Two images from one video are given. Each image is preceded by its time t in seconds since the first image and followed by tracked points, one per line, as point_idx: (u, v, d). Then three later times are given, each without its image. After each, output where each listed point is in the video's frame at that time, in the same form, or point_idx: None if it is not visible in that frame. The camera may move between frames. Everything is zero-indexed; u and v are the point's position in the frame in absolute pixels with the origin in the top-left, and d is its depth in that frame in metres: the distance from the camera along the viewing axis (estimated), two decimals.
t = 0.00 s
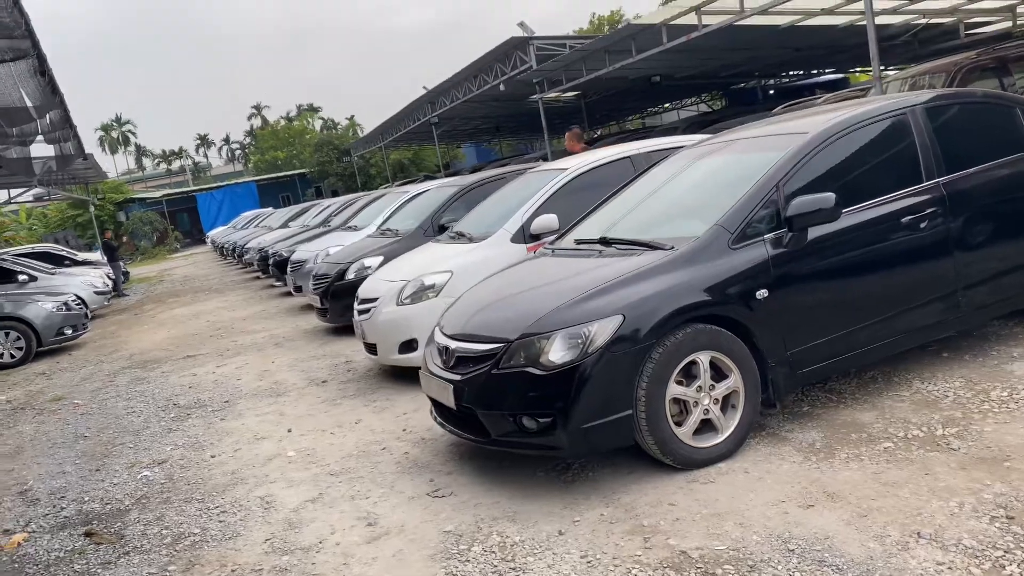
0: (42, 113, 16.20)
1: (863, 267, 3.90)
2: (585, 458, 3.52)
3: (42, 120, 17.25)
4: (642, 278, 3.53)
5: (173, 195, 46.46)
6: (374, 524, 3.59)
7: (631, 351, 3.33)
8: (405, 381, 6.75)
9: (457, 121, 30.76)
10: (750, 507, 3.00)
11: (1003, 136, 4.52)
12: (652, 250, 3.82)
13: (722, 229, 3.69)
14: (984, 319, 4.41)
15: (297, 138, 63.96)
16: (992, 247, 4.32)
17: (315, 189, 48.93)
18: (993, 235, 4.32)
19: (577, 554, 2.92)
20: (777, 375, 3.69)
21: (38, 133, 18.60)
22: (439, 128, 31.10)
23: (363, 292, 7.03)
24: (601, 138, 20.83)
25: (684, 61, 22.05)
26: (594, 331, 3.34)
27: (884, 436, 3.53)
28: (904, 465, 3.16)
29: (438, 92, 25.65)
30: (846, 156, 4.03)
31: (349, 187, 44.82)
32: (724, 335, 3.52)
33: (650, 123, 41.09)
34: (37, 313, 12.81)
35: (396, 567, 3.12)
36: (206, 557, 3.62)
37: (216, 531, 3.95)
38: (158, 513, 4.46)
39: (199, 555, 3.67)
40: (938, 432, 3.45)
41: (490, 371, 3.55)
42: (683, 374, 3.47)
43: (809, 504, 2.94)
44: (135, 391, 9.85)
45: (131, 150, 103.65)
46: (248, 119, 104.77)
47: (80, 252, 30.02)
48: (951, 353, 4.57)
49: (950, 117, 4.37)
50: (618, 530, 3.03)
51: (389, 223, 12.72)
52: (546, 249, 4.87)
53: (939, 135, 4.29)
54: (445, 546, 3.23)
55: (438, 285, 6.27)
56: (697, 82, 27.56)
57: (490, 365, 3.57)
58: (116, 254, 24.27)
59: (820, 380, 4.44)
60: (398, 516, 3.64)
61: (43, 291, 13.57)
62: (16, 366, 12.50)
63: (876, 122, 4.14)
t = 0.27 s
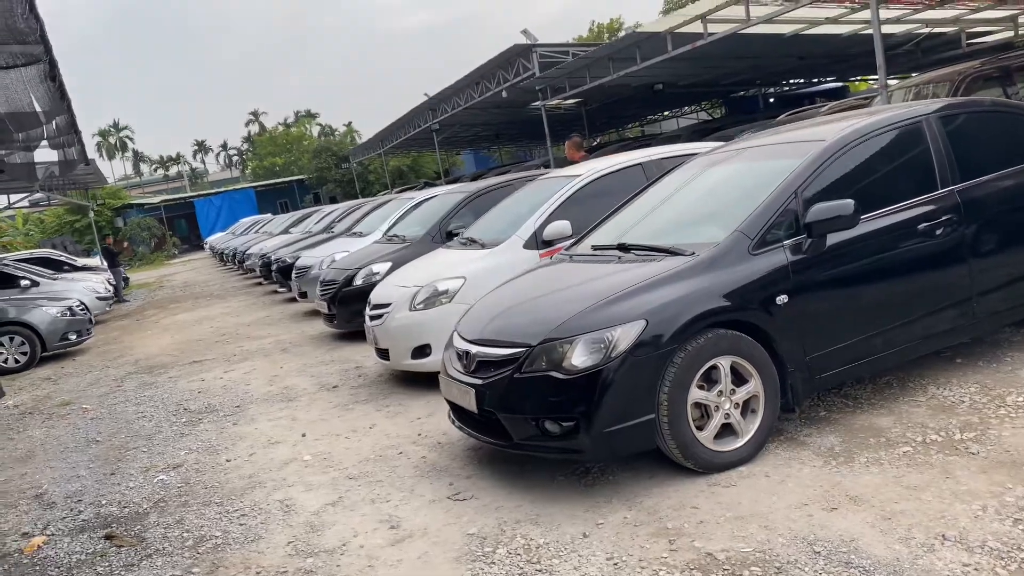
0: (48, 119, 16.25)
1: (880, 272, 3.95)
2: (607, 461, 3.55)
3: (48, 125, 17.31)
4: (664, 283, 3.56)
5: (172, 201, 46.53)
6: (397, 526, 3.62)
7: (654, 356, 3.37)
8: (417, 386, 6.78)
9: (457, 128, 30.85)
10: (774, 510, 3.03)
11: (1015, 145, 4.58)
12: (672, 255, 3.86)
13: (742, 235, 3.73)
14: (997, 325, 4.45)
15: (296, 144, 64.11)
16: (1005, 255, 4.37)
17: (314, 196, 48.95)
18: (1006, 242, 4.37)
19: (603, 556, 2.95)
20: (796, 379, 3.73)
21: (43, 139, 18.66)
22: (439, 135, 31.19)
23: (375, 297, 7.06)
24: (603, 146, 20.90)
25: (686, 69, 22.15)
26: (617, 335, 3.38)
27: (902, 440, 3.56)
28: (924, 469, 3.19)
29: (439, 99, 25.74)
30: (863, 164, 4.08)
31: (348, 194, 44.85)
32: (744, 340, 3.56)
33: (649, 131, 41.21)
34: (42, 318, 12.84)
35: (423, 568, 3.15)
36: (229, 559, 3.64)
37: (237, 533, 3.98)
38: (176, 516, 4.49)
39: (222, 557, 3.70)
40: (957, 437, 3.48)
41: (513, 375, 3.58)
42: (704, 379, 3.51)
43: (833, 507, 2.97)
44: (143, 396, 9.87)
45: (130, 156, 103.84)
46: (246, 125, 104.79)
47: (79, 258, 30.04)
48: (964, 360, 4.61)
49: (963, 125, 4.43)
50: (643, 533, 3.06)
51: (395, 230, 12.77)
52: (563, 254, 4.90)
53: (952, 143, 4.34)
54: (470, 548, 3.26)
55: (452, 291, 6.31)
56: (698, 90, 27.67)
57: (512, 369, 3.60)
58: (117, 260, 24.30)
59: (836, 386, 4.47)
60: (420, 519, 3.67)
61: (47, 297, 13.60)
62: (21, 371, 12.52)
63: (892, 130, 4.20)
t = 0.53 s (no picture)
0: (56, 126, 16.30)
1: (894, 278, 3.98)
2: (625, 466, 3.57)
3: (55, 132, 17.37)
4: (682, 288, 3.59)
5: (173, 208, 46.62)
6: (416, 530, 3.64)
7: (672, 361, 3.40)
8: (428, 392, 6.81)
9: (458, 135, 30.94)
10: (794, 513, 3.05)
11: None
12: (688, 261, 3.89)
13: (759, 241, 3.76)
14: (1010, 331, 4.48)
15: (297, 151, 64.27)
16: (1017, 261, 4.40)
17: (314, 203, 49.05)
18: (1018, 249, 4.40)
19: (624, 559, 2.98)
20: (812, 384, 3.75)
21: (50, 145, 18.73)
22: (441, 142, 31.27)
23: (385, 302, 7.09)
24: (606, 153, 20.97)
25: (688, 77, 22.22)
26: (636, 340, 3.40)
27: (919, 445, 3.58)
28: (942, 473, 3.21)
29: (442, 106, 25.83)
30: (876, 170, 4.11)
31: (349, 200, 44.94)
32: (761, 345, 3.59)
33: (650, 138, 41.30)
34: (48, 324, 12.88)
35: (444, 571, 3.16)
36: (249, 563, 3.66)
37: (255, 538, 3.99)
38: (191, 520, 4.51)
39: (242, 560, 3.72)
40: (973, 441, 3.51)
41: (531, 380, 3.60)
42: (721, 384, 3.54)
43: (852, 511, 2.99)
44: (151, 401, 9.90)
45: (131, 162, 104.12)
46: (246, 132, 105.04)
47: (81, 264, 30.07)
48: (976, 365, 4.63)
49: (974, 133, 4.47)
50: (663, 536, 3.09)
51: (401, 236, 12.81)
52: (576, 260, 4.94)
53: (964, 150, 4.38)
54: (490, 551, 3.28)
55: (463, 297, 6.35)
56: (700, 98, 27.75)
57: (530, 374, 3.62)
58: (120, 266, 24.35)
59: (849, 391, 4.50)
60: (439, 522, 3.69)
61: (53, 302, 13.63)
62: (27, 376, 12.55)
63: (905, 137, 4.24)
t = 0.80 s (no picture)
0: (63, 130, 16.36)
1: (911, 281, 3.97)
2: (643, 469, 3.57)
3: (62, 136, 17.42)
4: (701, 292, 3.58)
5: (175, 213, 46.73)
6: (433, 534, 3.64)
7: (691, 364, 3.39)
8: (438, 396, 6.80)
9: (460, 141, 30.98)
10: (816, 517, 3.04)
11: None
12: (705, 264, 3.89)
13: (776, 245, 3.76)
14: None
15: (299, 157, 64.40)
16: None
17: (317, 208, 49.12)
18: None
19: (644, 563, 2.97)
20: (829, 388, 3.74)
21: (56, 150, 18.79)
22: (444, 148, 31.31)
23: (396, 305, 7.10)
24: (610, 159, 20.97)
25: (693, 83, 22.24)
26: (655, 344, 3.40)
27: (937, 449, 3.57)
28: (962, 477, 3.20)
29: (446, 112, 25.88)
30: (892, 175, 4.11)
31: (351, 206, 45.00)
32: (779, 349, 3.58)
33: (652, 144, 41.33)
34: (54, 328, 12.90)
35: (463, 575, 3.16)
36: (265, 567, 3.66)
37: (270, 541, 3.99)
38: (204, 524, 4.51)
39: (258, 564, 3.72)
40: (992, 446, 3.49)
41: (549, 383, 3.60)
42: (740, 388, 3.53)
43: (873, 515, 2.98)
44: (159, 406, 9.90)
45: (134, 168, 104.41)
46: (249, 137, 105.24)
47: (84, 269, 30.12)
48: (992, 370, 4.61)
49: (989, 137, 4.47)
50: (683, 540, 3.08)
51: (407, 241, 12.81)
52: (590, 264, 4.94)
53: (979, 155, 4.38)
54: (508, 555, 3.27)
55: (474, 301, 6.36)
56: (703, 104, 27.77)
57: (548, 377, 3.62)
58: (124, 271, 24.39)
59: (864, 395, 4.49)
60: (455, 526, 3.68)
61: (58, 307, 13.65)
62: (33, 380, 12.56)
63: (921, 142, 4.23)
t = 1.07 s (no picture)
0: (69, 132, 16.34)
1: (932, 283, 3.93)
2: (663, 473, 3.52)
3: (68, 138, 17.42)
4: (722, 293, 3.54)
5: (178, 217, 46.77)
6: (450, 537, 3.59)
7: (713, 366, 3.35)
8: (449, 399, 6.76)
9: (464, 145, 30.96)
10: (842, 522, 2.99)
11: None
12: (725, 265, 3.84)
13: (797, 246, 3.72)
14: None
15: (302, 161, 64.45)
16: None
17: (320, 212, 49.14)
18: None
19: (667, 568, 2.92)
20: (851, 391, 3.70)
21: (62, 152, 18.80)
22: (448, 152, 31.28)
23: (406, 307, 7.06)
24: (615, 163, 20.92)
25: (698, 87, 22.20)
26: (676, 345, 3.35)
27: (961, 453, 3.51)
28: (988, 482, 3.15)
29: (450, 116, 25.86)
30: (912, 175, 4.07)
31: (354, 210, 44.99)
32: (801, 351, 3.54)
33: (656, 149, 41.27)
34: (59, 330, 12.87)
35: None
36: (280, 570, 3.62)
37: (283, 545, 3.95)
38: (216, 528, 4.46)
39: (273, 567, 3.67)
40: (1018, 450, 3.44)
41: (567, 385, 3.55)
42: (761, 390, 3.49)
43: (901, 520, 2.93)
44: (166, 408, 9.87)
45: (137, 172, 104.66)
46: (252, 141, 105.42)
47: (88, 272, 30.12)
48: (1012, 374, 4.55)
49: (1009, 138, 4.42)
50: (707, 545, 3.03)
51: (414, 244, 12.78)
52: (605, 265, 4.90)
53: (1000, 156, 4.33)
54: (527, 559, 3.23)
55: (485, 303, 6.33)
56: (708, 108, 27.72)
57: (566, 379, 3.57)
58: (128, 274, 24.38)
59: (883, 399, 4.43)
60: (472, 530, 3.64)
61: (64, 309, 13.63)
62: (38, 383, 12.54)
63: (942, 142, 4.19)
